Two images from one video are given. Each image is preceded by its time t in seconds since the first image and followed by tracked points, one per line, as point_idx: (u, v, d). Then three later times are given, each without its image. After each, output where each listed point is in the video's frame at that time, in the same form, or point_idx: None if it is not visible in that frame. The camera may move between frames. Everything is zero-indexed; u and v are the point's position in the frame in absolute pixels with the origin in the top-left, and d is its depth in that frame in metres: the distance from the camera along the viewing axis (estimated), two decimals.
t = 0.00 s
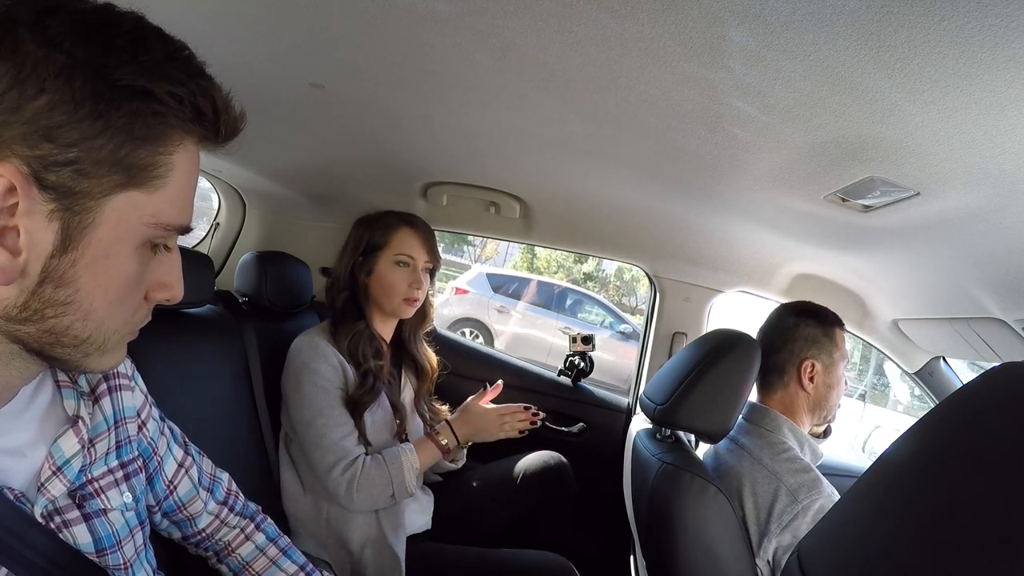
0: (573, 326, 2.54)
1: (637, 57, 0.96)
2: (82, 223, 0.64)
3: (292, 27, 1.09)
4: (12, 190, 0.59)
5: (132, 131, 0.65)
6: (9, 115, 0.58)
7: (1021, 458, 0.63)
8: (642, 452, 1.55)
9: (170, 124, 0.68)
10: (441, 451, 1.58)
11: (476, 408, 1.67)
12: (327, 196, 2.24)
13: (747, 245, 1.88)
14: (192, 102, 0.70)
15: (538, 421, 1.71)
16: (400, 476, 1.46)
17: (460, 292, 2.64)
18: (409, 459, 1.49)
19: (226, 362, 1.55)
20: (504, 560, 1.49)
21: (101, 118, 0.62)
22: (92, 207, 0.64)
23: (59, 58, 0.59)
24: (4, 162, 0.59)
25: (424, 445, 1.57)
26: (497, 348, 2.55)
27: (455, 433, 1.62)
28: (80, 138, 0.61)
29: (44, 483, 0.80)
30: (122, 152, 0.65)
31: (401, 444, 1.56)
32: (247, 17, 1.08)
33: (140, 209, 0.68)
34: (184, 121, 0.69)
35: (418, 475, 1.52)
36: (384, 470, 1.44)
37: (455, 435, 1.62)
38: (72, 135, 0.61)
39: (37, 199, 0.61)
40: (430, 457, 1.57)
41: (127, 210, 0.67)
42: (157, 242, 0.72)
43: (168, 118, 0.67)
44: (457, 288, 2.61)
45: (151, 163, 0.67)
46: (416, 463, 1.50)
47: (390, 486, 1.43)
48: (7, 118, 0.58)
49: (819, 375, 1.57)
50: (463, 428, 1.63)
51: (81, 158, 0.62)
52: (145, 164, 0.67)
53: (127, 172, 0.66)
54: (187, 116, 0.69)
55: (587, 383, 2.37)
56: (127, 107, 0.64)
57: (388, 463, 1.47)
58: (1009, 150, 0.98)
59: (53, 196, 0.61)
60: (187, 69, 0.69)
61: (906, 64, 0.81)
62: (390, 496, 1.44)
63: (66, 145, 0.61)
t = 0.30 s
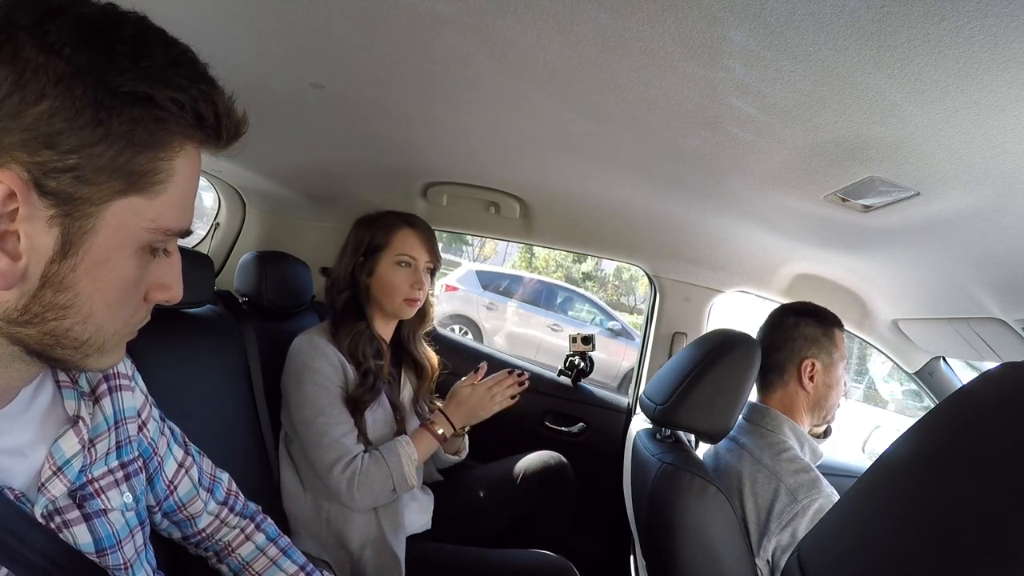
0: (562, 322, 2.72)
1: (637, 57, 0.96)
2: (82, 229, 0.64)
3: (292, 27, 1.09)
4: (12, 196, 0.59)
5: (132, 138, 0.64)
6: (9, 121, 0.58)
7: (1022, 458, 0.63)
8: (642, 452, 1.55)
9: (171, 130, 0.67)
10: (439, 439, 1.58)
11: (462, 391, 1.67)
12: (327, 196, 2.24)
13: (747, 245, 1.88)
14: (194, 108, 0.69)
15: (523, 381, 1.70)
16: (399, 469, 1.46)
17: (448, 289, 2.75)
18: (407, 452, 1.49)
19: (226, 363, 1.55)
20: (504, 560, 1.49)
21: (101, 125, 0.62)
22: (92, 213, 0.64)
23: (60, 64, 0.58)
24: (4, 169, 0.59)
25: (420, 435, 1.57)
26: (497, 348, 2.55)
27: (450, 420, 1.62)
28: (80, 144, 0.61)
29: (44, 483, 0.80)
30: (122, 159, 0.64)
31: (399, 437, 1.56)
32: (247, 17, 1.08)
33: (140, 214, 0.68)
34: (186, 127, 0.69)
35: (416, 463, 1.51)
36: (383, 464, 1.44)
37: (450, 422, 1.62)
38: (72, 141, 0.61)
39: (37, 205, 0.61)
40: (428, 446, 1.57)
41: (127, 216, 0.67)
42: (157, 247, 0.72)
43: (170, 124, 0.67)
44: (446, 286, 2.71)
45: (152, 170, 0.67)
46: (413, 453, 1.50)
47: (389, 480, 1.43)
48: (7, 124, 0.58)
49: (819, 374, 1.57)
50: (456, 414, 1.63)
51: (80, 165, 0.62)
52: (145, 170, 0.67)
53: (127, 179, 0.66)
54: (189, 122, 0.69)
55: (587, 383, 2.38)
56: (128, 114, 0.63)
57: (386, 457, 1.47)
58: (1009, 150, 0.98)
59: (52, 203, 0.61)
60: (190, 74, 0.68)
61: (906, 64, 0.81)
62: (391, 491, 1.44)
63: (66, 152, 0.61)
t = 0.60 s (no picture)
0: (549, 320, 2.77)
1: (637, 57, 0.96)
2: (81, 233, 0.64)
3: (292, 27, 1.09)
4: (11, 199, 0.59)
5: (132, 142, 0.64)
6: (9, 123, 0.57)
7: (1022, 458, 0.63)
8: (642, 452, 1.55)
9: (171, 135, 0.67)
10: (443, 447, 1.58)
11: (472, 401, 1.68)
12: (327, 196, 2.24)
13: (746, 245, 1.88)
14: (195, 112, 0.69)
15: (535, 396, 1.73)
16: (400, 474, 1.46)
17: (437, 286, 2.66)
18: (409, 457, 1.49)
19: (226, 363, 1.55)
20: (504, 560, 1.49)
21: (100, 129, 0.62)
22: (91, 216, 0.64)
23: (61, 67, 0.58)
24: (3, 172, 0.58)
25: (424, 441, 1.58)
26: (498, 348, 2.55)
27: (455, 428, 1.63)
28: (80, 148, 0.61)
29: (44, 483, 0.80)
30: (121, 163, 0.64)
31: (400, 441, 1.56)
32: (247, 17, 1.08)
33: (139, 217, 0.68)
34: (186, 132, 0.69)
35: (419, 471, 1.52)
36: (384, 469, 1.44)
37: (455, 430, 1.63)
38: (72, 145, 0.61)
39: (36, 208, 0.61)
40: (432, 452, 1.57)
41: (126, 219, 0.67)
42: (154, 249, 0.72)
43: (170, 129, 0.67)
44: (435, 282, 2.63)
45: (151, 174, 0.67)
46: (416, 460, 1.50)
47: (390, 485, 1.43)
48: (7, 127, 0.57)
49: (816, 372, 1.57)
50: (463, 424, 1.64)
51: (80, 169, 0.62)
52: (144, 174, 0.67)
53: (127, 183, 0.66)
54: (189, 127, 0.69)
55: (587, 383, 2.38)
56: (128, 118, 0.63)
57: (388, 461, 1.47)
58: (1009, 150, 0.98)
59: (51, 206, 0.61)
60: (191, 78, 0.68)
61: (906, 64, 0.81)
62: (391, 495, 1.44)
63: (65, 155, 0.61)
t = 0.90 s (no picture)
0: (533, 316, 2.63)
1: (636, 57, 0.96)
2: (80, 234, 0.64)
3: (292, 27, 1.09)
4: (9, 202, 0.59)
5: (131, 142, 0.64)
6: (6, 125, 0.57)
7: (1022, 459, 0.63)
8: (642, 452, 1.55)
9: (171, 134, 0.67)
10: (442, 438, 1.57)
11: (461, 389, 1.66)
12: (327, 196, 2.24)
13: (746, 245, 1.88)
14: (195, 112, 0.69)
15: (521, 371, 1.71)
16: (402, 469, 1.46)
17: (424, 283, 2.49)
18: (410, 452, 1.49)
19: (226, 363, 1.55)
20: (504, 560, 1.49)
21: (98, 129, 0.61)
22: (90, 217, 0.64)
23: (58, 68, 0.58)
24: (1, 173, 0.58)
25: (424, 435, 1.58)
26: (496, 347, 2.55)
27: (452, 420, 1.62)
28: (78, 149, 0.61)
29: (44, 483, 0.80)
30: (120, 164, 0.64)
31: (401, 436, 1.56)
32: (247, 17, 1.08)
33: (138, 218, 0.68)
34: (184, 132, 0.68)
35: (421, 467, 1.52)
36: (386, 465, 1.44)
37: (454, 422, 1.62)
38: (69, 146, 0.60)
39: (35, 209, 0.61)
40: (432, 446, 1.56)
41: (126, 220, 0.67)
42: (155, 250, 0.72)
43: (169, 128, 0.67)
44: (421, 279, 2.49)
45: (150, 174, 0.67)
46: (417, 454, 1.50)
47: (392, 481, 1.43)
48: (4, 129, 0.57)
49: (818, 373, 1.57)
50: (458, 413, 1.63)
51: (78, 170, 0.62)
52: (143, 175, 0.66)
53: (126, 183, 0.65)
54: (188, 126, 0.68)
55: (587, 383, 2.38)
56: (127, 118, 0.63)
57: (389, 458, 1.47)
58: (1009, 150, 0.98)
59: (50, 207, 0.61)
60: (191, 77, 0.68)
61: (906, 64, 0.81)
62: (394, 491, 1.44)
63: (63, 156, 0.60)
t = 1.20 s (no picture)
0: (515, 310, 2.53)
1: (637, 57, 0.96)
2: (57, 217, 0.60)
3: (292, 27, 1.09)
4: None
5: (105, 119, 0.60)
6: None
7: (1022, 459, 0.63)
8: (642, 452, 1.55)
9: (148, 112, 0.64)
10: (442, 455, 1.59)
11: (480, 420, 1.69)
12: (327, 196, 2.24)
13: (746, 245, 1.88)
14: (175, 89, 0.66)
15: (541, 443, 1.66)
16: (398, 477, 1.46)
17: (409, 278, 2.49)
18: (408, 462, 1.50)
19: (226, 363, 1.55)
20: (504, 560, 1.49)
21: (72, 105, 0.58)
22: (68, 200, 0.60)
23: (34, 45, 0.55)
24: None
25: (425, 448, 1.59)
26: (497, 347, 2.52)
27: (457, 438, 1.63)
28: (53, 126, 0.57)
29: (44, 483, 0.80)
30: (98, 142, 0.60)
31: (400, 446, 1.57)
32: (246, 17, 1.08)
33: (121, 201, 0.63)
34: (165, 109, 0.65)
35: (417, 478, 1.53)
36: (382, 471, 1.44)
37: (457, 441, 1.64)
38: (45, 123, 0.57)
39: (10, 190, 0.57)
40: (430, 459, 1.58)
41: (107, 203, 0.62)
42: (142, 238, 0.67)
43: (146, 105, 0.63)
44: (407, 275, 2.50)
45: (130, 154, 0.63)
46: (415, 464, 1.51)
47: (387, 486, 1.43)
48: None
49: (818, 373, 1.57)
50: (465, 435, 1.64)
51: (54, 148, 0.58)
52: (124, 155, 0.62)
53: (105, 163, 0.61)
54: (168, 105, 0.66)
55: (587, 384, 2.38)
56: (101, 94, 0.59)
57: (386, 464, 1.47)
58: (1009, 150, 0.98)
59: (26, 187, 0.58)
60: (172, 55, 0.65)
61: (906, 64, 0.81)
62: (386, 498, 1.43)
63: (39, 134, 0.57)
